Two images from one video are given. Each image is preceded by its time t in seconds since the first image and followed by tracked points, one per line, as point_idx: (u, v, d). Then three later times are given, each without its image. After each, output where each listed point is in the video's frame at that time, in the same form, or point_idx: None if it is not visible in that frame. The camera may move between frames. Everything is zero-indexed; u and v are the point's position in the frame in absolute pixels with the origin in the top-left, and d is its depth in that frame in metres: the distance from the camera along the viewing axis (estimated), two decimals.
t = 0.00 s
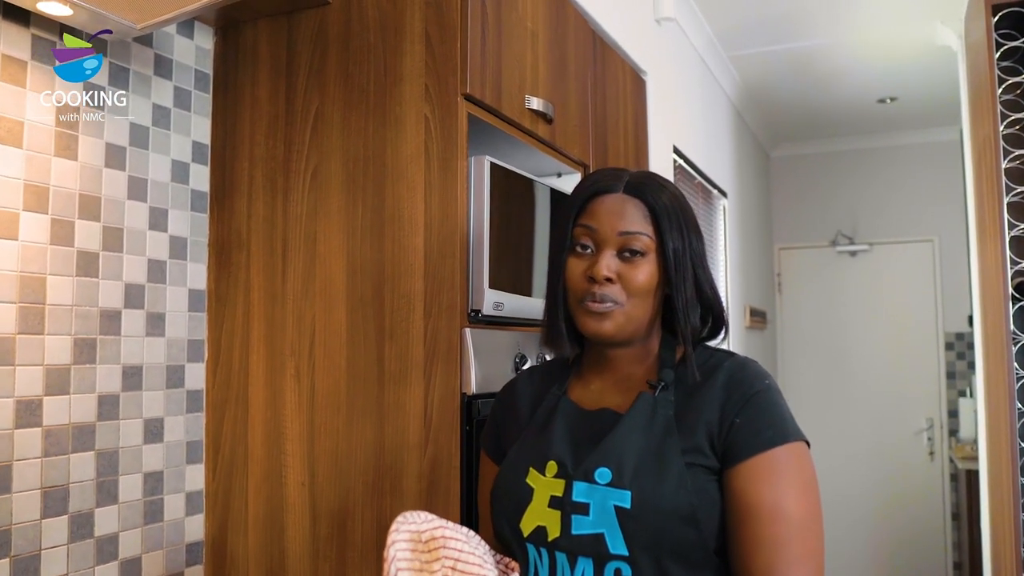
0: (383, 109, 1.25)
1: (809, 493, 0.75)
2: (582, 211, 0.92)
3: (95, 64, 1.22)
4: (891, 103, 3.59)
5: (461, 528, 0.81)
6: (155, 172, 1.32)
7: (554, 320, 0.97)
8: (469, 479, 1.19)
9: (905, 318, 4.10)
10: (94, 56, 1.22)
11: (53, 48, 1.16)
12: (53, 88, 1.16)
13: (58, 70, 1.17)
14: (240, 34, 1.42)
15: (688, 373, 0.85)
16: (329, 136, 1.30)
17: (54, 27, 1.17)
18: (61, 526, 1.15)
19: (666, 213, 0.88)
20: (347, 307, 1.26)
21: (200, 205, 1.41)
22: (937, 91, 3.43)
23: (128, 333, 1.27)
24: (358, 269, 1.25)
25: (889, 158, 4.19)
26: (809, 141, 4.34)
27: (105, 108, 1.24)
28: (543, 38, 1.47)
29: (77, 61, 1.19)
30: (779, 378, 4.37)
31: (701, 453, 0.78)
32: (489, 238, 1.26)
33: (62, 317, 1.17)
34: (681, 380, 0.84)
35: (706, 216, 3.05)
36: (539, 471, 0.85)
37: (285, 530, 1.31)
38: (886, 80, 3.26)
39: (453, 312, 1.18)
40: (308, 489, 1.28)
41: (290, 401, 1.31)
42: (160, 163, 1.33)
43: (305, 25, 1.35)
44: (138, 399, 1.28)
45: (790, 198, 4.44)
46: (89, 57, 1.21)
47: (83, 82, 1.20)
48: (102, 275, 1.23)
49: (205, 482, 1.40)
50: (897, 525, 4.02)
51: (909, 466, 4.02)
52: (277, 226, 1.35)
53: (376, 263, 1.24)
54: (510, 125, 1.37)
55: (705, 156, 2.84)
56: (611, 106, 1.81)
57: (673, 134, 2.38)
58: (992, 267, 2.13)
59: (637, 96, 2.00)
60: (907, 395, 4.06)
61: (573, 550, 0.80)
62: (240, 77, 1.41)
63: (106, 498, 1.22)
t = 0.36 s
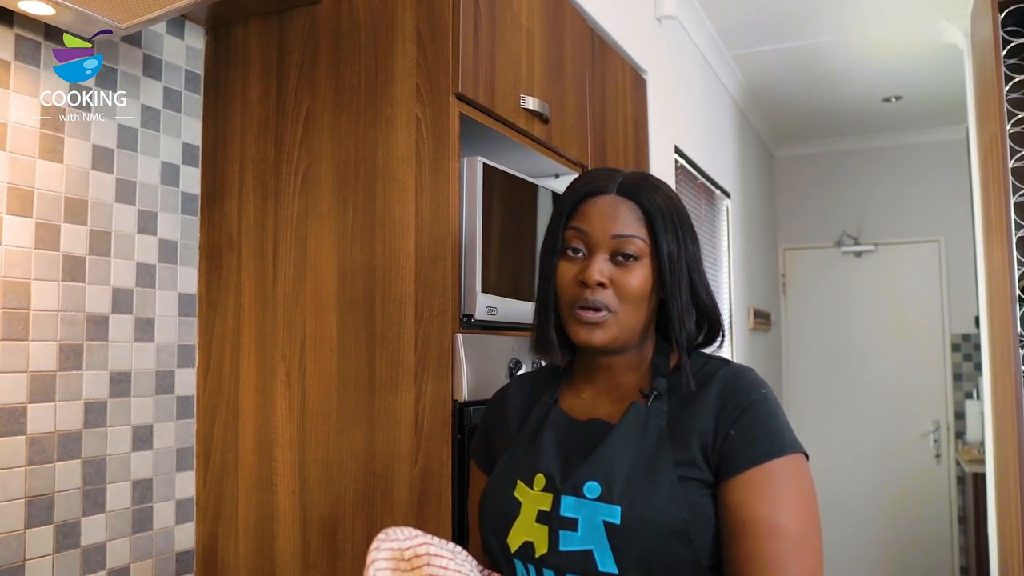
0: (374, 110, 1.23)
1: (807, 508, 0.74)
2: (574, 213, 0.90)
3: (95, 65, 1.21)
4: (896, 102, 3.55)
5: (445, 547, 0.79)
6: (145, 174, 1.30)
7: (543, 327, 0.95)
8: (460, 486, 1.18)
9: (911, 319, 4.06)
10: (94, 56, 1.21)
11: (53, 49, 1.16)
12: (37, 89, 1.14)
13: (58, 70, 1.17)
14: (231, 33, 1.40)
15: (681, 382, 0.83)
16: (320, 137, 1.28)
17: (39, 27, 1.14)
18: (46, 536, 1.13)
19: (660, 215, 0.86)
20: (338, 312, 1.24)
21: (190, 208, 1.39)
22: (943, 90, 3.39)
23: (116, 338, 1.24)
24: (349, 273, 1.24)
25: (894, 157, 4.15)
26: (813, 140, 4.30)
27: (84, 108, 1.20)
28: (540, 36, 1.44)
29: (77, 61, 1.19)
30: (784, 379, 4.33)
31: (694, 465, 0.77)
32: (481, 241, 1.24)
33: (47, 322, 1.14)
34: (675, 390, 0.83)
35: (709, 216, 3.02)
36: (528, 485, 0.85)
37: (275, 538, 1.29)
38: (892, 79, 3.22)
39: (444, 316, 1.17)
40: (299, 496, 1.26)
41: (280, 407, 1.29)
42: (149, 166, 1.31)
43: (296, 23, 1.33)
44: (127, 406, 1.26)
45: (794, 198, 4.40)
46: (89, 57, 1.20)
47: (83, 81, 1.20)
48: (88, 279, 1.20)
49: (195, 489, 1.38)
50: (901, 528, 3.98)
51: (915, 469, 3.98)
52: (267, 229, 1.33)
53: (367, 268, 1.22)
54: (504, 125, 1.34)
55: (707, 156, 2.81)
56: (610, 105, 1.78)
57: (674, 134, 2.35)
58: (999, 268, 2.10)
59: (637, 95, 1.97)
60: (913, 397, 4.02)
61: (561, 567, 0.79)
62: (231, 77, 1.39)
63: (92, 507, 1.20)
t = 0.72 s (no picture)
0: (365, 109, 1.21)
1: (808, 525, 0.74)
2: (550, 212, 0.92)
3: (95, 65, 1.21)
4: (905, 100, 3.51)
5: None
6: (134, 176, 1.28)
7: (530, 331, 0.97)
8: (452, 492, 1.16)
9: (920, 320, 4.01)
10: (94, 56, 1.21)
11: (53, 49, 1.16)
12: (22, 89, 1.12)
13: (57, 70, 1.17)
14: (223, 32, 1.37)
15: (676, 395, 0.83)
16: (311, 138, 1.26)
17: (24, 26, 1.12)
18: (31, 545, 1.10)
19: (627, 209, 0.85)
20: (330, 315, 1.22)
21: (182, 210, 1.36)
22: (953, 87, 3.33)
23: (104, 343, 1.22)
24: (340, 276, 1.22)
25: (903, 155, 4.10)
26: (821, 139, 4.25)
27: (82, 109, 1.20)
28: (536, 33, 1.41)
29: (77, 61, 1.19)
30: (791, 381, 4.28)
31: (688, 483, 0.77)
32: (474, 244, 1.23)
33: (33, 327, 1.12)
34: (670, 402, 0.83)
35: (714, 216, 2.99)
36: (514, 498, 0.85)
37: (267, 546, 1.26)
38: (900, 76, 3.17)
39: (436, 319, 1.14)
40: (290, 503, 1.24)
41: (272, 413, 1.27)
42: (138, 167, 1.29)
43: (288, 21, 1.30)
44: (116, 412, 1.24)
45: (802, 197, 4.36)
46: (89, 57, 1.20)
47: (83, 82, 1.20)
48: (76, 283, 1.18)
49: (187, 496, 1.35)
50: (909, 531, 3.94)
51: (925, 472, 3.93)
52: (259, 231, 1.30)
53: (359, 271, 1.20)
54: (499, 125, 1.32)
55: (712, 156, 2.77)
56: (610, 104, 1.75)
57: (678, 133, 2.31)
58: (1009, 269, 2.06)
59: (639, 92, 1.93)
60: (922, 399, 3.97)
61: None
62: (222, 76, 1.36)
63: (80, 515, 1.18)
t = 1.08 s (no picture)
0: (361, 107, 1.19)
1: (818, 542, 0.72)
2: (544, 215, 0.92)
3: (95, 65, 1.21)
4: (920, 97, 3.45)
5: None
6: (128, 176, 1.26)
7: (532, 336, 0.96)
8: (450, 495, 1.13)
9: (936, 321, 3.95)
10: (95, 56, 1.21)
11: (53, 49, 1.16)
12: (12, 88, 1.10)
13: (59, 71, 1.16)
14: (218, 29, 1.35)
15: (681, 403, 0.81)
16: (307, 136, 1.24)
17: (13, 24, 1.10)
18: (22, 553, 1.08)
19: (613, 208, 0.84)
20: (326, 318, 1.20)
21: (177, 211, 1.34)
22: (969, 83, 3.27)
23: (97, 346, 1.20)
24: (335, 277, 1.19)
25: (918, 153, 4.04)
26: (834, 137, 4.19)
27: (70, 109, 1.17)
28: (538, 28, 1.38)
29: (77, 61, 1.18)
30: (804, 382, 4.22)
31: (689, 498, 0.75)
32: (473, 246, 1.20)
33: (23, 330, 1.10)
34: (673, 410, 0.81)
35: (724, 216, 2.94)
36: (508, 507, 0.83)
37: (264, 553, 1.24)
38: (915, 73, 3.12)
39: (433, 321, 1.12)
40: (286, 510, 1.22)
41: (268, 417, 1.25)
42: (133, 167, 1.27)
43: (283, 17, 1.28)
44: (109, 416, 1.22)
45: (815, 196, 4.30)
46: (89, 57, 1.20)
47: (83, 82, 1.19)
48: (67, 285, 1.16)
49: (183, 502, 1.33)
50: (923, 536, 3.88)
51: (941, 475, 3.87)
52: (255, 232, 1.28)
53: (355, 272, 1.18)
54: (500, 123, 1.29)
55: (723, 155, 2.73)
56: (616, 102, 1.72)
57: (687, 131, 2.28)
58: None
59: (645, 89, 1.90)
60: (939, 402, 3.91)
61: None
62: (218, 74, 1.34)
63: (72, 521, 1.15)
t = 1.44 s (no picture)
0: (360, 104, 1.16)
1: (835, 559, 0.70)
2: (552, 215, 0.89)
3: (95, 65, 1.19)
4: (938, 93, 3.38)
5: None
6: (124, 176, 1.24)
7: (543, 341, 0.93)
8: (450, 500, 1.10)
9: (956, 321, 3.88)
10: (95, 56, 1.19)
11: (52, 49, 1.14)
12: (5, 85, 1.08)
13: (58, 70, 1.15)
14: (216, 26, 1.33)
15: (697, 411, 0.78)
16: (305, 134, 1.21)
17: (6, 21, 1.09)
18: (15, 558, 1.06)
19: (627, 206, 0.81)
20: (324, 319, 1.17)
21: (175, 211, 1.32)
22: (989, 78, 3.20)
23: (93, 348, 1.18)
24: (334, 278, 1.16)
25: (937, 150, 3.96)
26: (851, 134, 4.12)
27: (65, 109, 1.15)
28: (542, 23, 1.35)
29: (77, 61, 1.17)
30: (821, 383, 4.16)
31: (705, 511, 0.73)
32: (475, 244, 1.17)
33: (17, 333, 1.08)
34: (689, 418, 0.78)
35: (738, 214, 2.90)
36: (514, 515, 0.80)
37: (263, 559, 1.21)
38: (933, 68, 3.05)
39: (433, 325, 1.08)
40: (285, 515, 1.19)
41: (267, 420, 1.22)
42: (130, 166, 1.25)
43: (281, 13, 1.25)
44: (105, 419, 1.20)
45: (831, 195, 4.23)
46: (90, 57, 1.18)
47: (83, 82, 1.18)
48: (62, 286, 1.14)
49: (181, 506, 1.31)
50: (939, 539, 3.82)
51: (961, 477, 3.80)
52: (253, 231, 1.25)
53: (353, 272, 1.15)
54: (503, 119, 1.26)
55: (736, 152, 2.69)
56: (625, 98, 1.68)
57: (698, 129, 2.23)
58: None
59: (655, 85, 1.86)
60: (959, 403, 3.84)
61: None
62: (216, 71, 1.32)
63: (67, 526, 1.14)
